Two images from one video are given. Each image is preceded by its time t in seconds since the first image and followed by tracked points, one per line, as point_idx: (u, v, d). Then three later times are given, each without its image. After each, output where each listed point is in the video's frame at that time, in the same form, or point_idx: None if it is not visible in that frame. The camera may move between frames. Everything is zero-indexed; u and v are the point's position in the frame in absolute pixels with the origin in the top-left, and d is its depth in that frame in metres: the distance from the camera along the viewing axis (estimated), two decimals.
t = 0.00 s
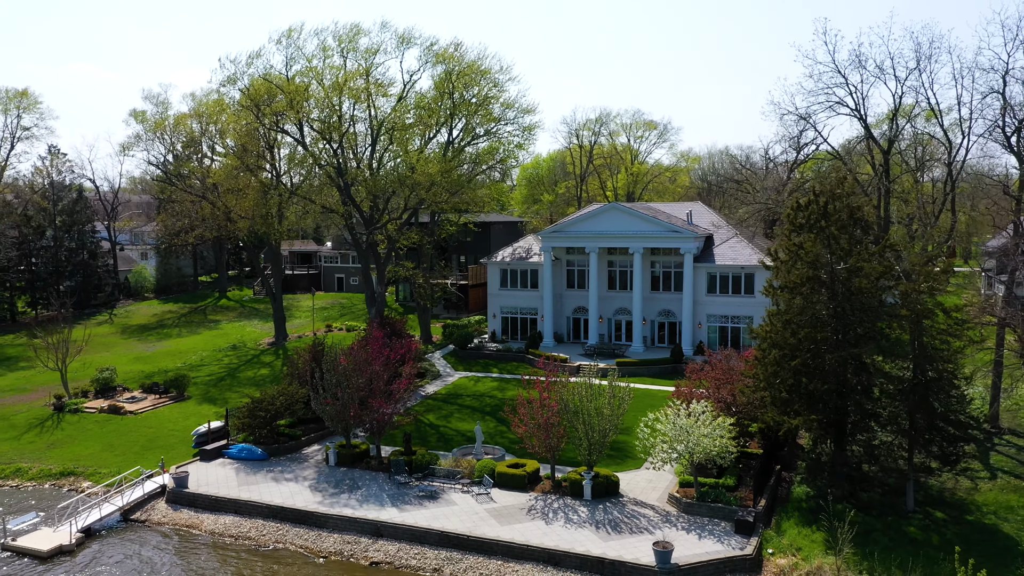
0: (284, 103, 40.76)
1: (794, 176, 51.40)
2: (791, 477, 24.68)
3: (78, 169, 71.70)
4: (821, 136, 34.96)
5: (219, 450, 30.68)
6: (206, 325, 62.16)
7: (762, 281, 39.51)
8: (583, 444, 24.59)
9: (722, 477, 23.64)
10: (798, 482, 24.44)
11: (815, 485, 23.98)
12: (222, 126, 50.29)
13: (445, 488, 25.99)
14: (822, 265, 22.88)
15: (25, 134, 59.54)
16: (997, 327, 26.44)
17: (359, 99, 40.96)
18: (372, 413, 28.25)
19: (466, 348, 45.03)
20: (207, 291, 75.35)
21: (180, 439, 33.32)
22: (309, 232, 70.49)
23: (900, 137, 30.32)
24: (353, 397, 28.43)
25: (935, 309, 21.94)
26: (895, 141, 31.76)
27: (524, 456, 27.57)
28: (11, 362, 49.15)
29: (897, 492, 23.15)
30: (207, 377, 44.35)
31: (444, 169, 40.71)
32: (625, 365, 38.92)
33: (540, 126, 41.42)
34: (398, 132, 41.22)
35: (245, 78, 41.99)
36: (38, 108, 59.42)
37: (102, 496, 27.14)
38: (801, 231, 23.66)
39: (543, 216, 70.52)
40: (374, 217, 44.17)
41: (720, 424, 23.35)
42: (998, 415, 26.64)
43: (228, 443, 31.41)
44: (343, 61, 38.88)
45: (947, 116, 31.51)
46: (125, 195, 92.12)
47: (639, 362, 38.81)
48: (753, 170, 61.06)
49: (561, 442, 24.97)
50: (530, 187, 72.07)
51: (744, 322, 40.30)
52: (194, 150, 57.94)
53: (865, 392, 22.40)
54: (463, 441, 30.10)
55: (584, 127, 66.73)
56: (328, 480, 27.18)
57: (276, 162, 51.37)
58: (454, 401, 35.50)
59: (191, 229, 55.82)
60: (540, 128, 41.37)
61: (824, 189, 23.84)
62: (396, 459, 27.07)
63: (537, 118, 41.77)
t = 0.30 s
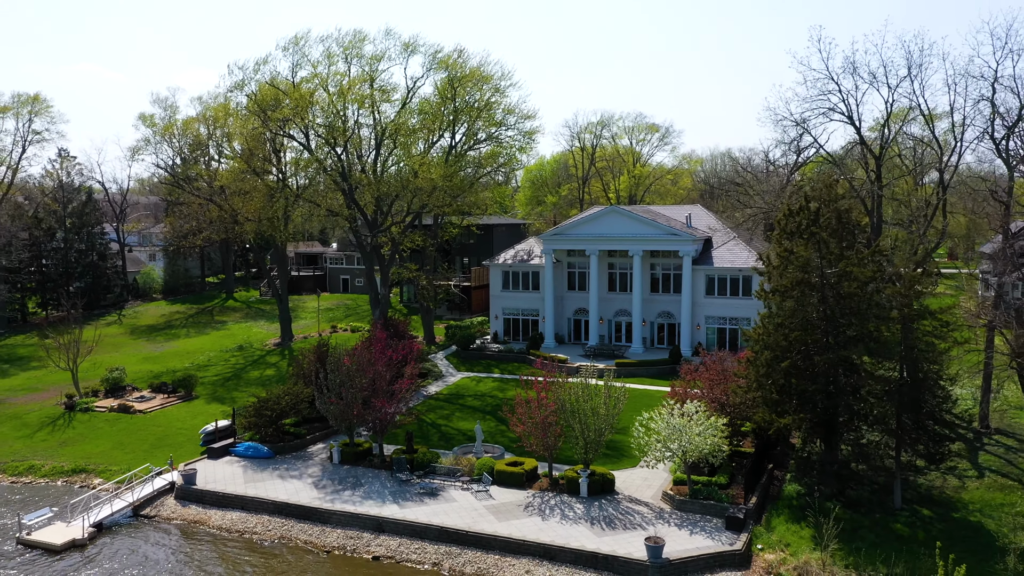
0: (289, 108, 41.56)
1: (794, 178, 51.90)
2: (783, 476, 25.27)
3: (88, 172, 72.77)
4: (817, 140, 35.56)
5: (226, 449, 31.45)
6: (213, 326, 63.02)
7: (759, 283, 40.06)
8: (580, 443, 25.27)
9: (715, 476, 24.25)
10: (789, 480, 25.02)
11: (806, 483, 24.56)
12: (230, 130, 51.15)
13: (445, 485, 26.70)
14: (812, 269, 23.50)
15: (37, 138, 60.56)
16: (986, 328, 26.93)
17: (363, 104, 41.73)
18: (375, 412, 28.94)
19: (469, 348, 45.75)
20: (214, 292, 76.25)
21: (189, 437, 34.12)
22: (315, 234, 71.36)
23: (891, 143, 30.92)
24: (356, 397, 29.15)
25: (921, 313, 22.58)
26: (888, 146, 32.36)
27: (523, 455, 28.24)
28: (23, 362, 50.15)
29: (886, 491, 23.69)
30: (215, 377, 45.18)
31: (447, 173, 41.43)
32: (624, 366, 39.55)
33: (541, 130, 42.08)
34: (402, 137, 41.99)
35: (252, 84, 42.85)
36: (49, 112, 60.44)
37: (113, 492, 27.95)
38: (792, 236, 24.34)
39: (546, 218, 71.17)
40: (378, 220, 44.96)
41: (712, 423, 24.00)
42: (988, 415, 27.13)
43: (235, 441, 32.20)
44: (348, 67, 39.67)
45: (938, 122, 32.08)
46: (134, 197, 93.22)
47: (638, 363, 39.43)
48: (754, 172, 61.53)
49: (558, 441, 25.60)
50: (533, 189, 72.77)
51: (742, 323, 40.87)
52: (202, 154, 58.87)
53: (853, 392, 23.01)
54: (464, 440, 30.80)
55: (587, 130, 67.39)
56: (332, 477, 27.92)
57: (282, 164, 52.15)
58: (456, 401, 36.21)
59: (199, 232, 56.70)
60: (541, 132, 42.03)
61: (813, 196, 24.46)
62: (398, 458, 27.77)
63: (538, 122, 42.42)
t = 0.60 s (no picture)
0: (295, 114, 42.37)
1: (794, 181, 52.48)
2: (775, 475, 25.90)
3: (97, 175, 73.83)
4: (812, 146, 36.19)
5: (233, 447, 32.24)
6: (220, 326, 63.96)
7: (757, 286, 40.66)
8: (577, 442, 25.95)
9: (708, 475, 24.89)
10: (781, 479, 25.64)
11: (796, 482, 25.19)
12: (237, 134, 52.06)
13: (446, 483, 27.43)
14: (803, 274, 24.13)
15: (48, 141, 61.62)
16: (976, 331, 27.50)
17: (368, 109, 42.54)
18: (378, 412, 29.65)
19: (471, 349, 46.49)
20: (221, 293, 77.24)
21: (197, 436, 34.95)
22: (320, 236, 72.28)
23: (883, 149, 31.52)
24: (360, 398, 29.88)
25: (908, 317, 23.21)
26: (882, 152, 32.96)
27: (522, 454, 28.94)
28: (35, 362, 51.15)
29: (875, 489, 24.29)
30: (222, 377, 46.06)
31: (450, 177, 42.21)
32: (623, 367, 40.22)
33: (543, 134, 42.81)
34: (406, 142, 42.82)
35: (259, 90, 43.71)
36: (61, 116, 61.49)
37: (124, 489, 28.78)
38: (784, 241, 24.96)
39: (548, 220, 71.91)
40: (382, 223, 45.75)
41: (704, 424, 24.64)
42: (977, 415, 27.68)
43: (242, 440, 33.01)
44: (353, 74, 40.50)
45: (928, 128, 32.71)
46: (142, 199, 94.34)
47: (637, 364, 40.09)
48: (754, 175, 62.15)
49: (556, 440, 26.25)
50: (537, 191, 73.57)
51: (740, 325, 41.46)
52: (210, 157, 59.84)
53: (843, 393, 23.63)
54: (465, 440, 31.53)
55: (589, 133, 68.12)
56: (336, 475, 28.69)
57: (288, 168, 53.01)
58: (458, 401, 36.96)
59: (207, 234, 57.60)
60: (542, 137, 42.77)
61: (804, 203, 25.09)
62: (400, 457, 28.52)
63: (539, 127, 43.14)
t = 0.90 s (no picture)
0: (301, 119, 43.16)
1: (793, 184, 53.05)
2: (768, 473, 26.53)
3: (106, 177, 74.85)
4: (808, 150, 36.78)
5: (240, 446, 33.01)
6: (227, 327, 64.88)
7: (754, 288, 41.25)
8: (574, 441, 26.60)
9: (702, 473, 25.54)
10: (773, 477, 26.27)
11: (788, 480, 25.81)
12: (244, 138, 52.91)
13: (447, 480, 28.14)
14: (794, 278, 24.74)
15: (59, 145, 62.63)
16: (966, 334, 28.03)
17: (372, 115, 43.30)
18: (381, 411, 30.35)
19: (474, 350, 47.18)
20: (228, 294, 78.19)
21: (204, 435, 35.76)
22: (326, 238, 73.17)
23: (877, 154, 32.10)
24: (363, 397, 30.58)
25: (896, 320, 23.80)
26: (875, 156, 33.56)
27: (521, 453, 29.62)
28: (46, 362, 52.11)
29: (865, 488, 24.88)
30: (229, 378, 46.91)
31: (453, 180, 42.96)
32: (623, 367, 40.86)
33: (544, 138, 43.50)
34: (409, 147, 43.56)
35: (266, 95, 44.54)
36: (72, 120, 62.52)
37: (134, 486, 29.59)
38: (775, 246, 25.54)
39: (551, 222, 72.60)
40: (386, 226, 46.53)
41: (698, 423, 25.27)
42: (968, 416, 28.21)
43: (248, 438, 33.79)
44: (358, 79, 41.28)
45: (921, 134, 33.25)
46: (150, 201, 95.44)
47: (636, 365, 40.73)
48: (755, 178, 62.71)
49: (553, 439, 26.89)
50: (540, 193, 74.29)
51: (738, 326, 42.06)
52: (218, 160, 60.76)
53: (833, 394, 24.23)
54: (466, 439, 32.25)
55: (592, 136, 68.81)
56: (340, 473, 29.45)
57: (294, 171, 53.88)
58: (460, 400, 37.69)
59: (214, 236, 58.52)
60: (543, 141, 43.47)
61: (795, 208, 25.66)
62: (403, 455, 29.25)
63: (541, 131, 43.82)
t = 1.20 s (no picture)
0: (307, 124, 44.00)
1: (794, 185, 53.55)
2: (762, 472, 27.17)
3: (116, 180, 75.93)
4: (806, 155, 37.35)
5: (247, 444, 33.79)
6: (234, 327, 65.87)
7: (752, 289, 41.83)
8: (572, 440, 27.32)
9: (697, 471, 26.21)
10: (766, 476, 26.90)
11: (781, 479, 26.39)
12: (251, 141, 53.76)
13: (449, 478, 28.89)
14: (786, 282, 25.41)
15: (70, 148, 63.68)
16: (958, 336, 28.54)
17: (377, 120, 44.13)
18: (385, 412, 31.04)
19: (477, 351, 47.87)
20: (236, 295, 79.23)
21: (213, 433, 36.61)
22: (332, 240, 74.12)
23: (871, 159, 32.68)
24: (367, 398, 31.31)
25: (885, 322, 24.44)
26: (870, 161, 34.13)
27: (521, 451, 30.34)
28: (58, 362, 53.10)
29: (856, 486, 25.47)
30: (237, 377, 47.77)
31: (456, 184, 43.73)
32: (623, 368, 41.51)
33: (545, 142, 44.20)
34: (413, 152, 44.37)
35: (273, 101, 45.47)
36: (83, 124, 63.59)
37: (145, 483, 30.43)
38: (768, 251, 26.24)
39: (555, 223, 73.37)
40: (390, 228, 47.33)
41: (692, 424, 25.93)
42: (959, 416, 28.74)
43: (256, 437, 34.60)
44: (363, 86, 42.11)
45: (915, 139, 33.79)
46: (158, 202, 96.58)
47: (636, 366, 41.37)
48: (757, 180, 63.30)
49: (552, 439, 27.56)
50: (544, 195, 75.05)
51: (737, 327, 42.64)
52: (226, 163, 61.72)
53: (824, 395, 24.82)
54: (467, 438, 33.01)
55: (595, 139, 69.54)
56: (345, 471, 30.21)
57: (300, 174, 54.66)
58: (462, 400, 38.43)
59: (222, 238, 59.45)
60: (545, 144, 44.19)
61: (788, 214, 26.28)
62: (405, 454, 30.03)
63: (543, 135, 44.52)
